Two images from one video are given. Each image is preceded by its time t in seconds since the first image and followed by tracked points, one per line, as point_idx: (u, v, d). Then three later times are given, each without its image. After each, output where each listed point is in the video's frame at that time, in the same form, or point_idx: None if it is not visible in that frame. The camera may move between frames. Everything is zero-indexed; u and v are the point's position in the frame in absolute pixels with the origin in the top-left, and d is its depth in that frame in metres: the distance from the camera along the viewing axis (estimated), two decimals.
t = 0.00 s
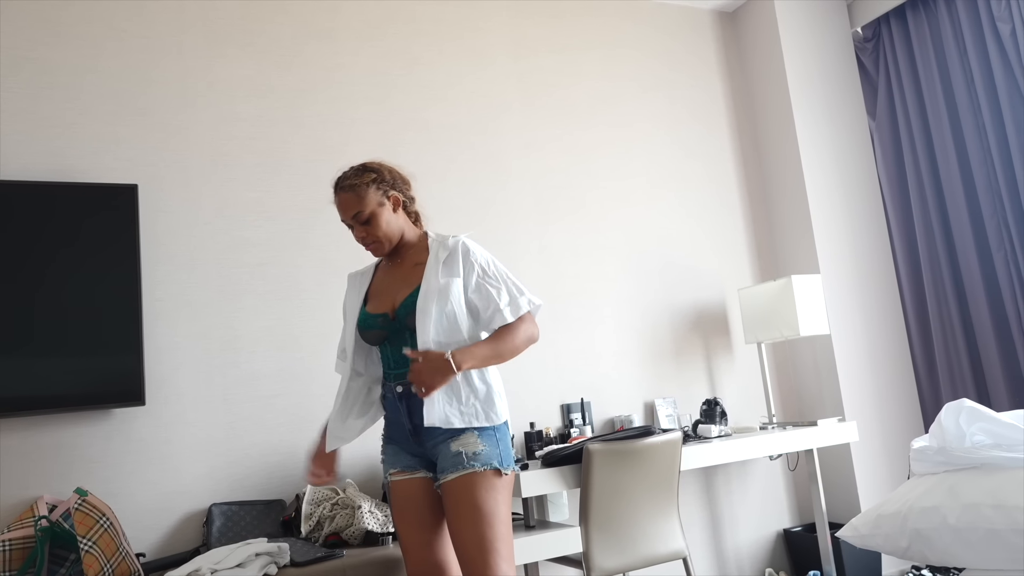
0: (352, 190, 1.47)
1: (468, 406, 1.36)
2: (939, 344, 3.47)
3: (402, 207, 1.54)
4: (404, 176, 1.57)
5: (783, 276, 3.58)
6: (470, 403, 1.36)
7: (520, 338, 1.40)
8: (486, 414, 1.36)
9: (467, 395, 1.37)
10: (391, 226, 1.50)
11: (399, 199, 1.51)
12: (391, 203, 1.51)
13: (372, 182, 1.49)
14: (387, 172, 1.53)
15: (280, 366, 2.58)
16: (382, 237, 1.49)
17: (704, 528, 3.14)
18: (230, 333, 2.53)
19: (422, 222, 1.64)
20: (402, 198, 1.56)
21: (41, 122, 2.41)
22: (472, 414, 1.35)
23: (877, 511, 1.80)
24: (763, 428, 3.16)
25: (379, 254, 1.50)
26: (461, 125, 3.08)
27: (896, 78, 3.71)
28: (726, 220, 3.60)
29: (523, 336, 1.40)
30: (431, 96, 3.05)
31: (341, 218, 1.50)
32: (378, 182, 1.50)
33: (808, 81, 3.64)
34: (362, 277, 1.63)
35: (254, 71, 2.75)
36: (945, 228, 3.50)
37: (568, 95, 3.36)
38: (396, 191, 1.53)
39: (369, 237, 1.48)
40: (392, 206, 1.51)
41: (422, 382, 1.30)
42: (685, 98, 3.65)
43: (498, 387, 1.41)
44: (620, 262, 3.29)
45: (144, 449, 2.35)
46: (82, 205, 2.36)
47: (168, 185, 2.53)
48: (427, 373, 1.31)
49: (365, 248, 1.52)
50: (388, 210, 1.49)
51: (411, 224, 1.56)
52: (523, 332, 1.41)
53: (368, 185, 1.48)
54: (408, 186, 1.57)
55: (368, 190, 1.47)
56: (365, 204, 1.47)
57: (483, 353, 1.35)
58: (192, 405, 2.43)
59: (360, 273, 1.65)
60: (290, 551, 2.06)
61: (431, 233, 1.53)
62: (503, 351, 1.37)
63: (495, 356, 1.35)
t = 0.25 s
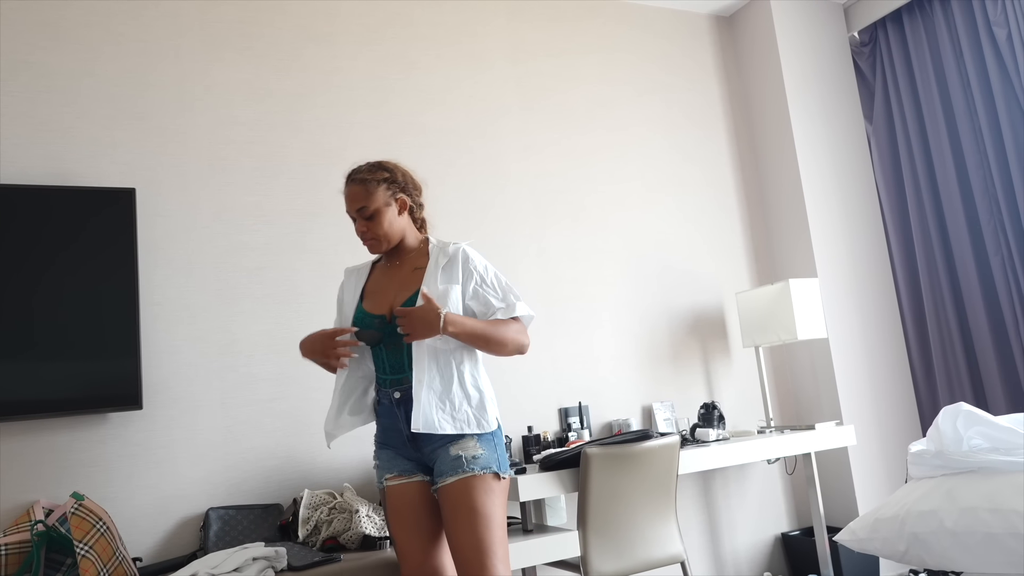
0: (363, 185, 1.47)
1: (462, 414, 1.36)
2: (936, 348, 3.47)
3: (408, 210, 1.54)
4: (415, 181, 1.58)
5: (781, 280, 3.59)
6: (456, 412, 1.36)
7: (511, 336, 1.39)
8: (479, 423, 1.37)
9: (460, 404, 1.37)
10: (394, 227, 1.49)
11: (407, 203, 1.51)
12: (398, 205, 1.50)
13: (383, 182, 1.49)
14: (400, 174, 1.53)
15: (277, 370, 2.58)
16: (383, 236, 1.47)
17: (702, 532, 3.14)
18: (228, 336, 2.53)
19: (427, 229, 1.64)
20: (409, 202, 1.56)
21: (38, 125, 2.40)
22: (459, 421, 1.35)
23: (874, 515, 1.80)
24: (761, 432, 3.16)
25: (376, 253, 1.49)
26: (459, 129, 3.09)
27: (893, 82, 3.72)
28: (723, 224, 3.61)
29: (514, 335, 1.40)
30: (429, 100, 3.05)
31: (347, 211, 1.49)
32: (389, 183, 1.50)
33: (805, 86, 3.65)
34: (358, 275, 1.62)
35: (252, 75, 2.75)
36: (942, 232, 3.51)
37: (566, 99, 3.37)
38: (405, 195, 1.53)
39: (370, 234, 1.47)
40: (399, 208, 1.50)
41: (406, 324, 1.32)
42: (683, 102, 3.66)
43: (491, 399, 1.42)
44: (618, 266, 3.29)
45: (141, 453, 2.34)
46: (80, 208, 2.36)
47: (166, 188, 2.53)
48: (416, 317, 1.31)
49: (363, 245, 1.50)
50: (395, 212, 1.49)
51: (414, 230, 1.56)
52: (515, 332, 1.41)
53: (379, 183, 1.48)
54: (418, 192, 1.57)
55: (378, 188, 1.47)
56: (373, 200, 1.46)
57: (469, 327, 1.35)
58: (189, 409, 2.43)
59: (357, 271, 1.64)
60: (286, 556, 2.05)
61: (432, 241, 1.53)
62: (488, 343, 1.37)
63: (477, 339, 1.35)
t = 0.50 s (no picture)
0: (381, 170, 1.50)
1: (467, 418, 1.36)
2: (934, 355, 3.48)
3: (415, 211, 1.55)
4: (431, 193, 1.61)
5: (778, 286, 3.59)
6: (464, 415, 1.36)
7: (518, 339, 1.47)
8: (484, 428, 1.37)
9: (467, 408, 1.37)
10: (396, 218, 1.49)
11: (416, 201, 1.53)
12: (407, 200, 1.52)
13: (400, 175, 1.52)
14: (417, 175, 1.56)
15: (275, 372, 2.57)
16: (382, 222, 1.47)
17: (699, 537, 3.13)
18: (226, 338, 2.53)
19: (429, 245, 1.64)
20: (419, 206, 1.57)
21: (38, 126, 2.41)
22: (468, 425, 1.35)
23: (871, 521, 1.80)
24: (758, 438, 3.16)
25: (370, 238, 1.48)
26: (458, 133, 3.09)
27: (891, 89, 3.73)
28: (722, 230, 3.61)
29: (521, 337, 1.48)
30: (429, 103, 3.06)
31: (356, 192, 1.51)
32: (405, 178, 1.53)
33: (804, 94, 3.66)
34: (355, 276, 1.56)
35: (252, 77, 2.75)
36: (940, 239, 3.52)
37: (565, 104, 3.37)
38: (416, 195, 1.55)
39: (370, 216, 1.48)
40: (406, 204, 1.52)
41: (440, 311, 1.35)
42: (681, 108, 3.67)
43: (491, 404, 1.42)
44: (616, 271, 3.30)
45: (138, 455, 2.34)
46: (79, 209, 2.36)
47: (165, 190, 2.53)
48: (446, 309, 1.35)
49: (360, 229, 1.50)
50: (402, 205, 1.51)
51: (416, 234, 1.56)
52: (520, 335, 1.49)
53: (396, 173, 1.51)
54: (431, 201, 1.59)
55: (394, 177, 1.50)
56: (385, 185, 1.49)
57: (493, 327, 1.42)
58: (186, 411, 2.43)
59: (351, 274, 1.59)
60: (283, 559, 2.05)
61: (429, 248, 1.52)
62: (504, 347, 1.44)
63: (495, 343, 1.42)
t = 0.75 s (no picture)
0: (403, 169, 1.44)
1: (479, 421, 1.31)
2: (931, 360, 3.48)
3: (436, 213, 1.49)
4: (451, 195, 1.54)
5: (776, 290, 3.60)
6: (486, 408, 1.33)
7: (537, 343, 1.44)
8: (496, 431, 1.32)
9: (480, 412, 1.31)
10: (418, 219, 1.43)
11: (438, 202, 1.46)
12: (429, 201, 1.46)
13: (423, 175, 1.46)
14: (440, 176, 1.49)
15: (272, 376, 2.57)
16: (404, 222, 1.41)
17: (696, 542, 3.13)
18: (223, 342, 2.52)
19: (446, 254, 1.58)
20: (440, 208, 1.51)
21: (36, 129, 2.41)
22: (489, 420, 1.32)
23: (868, 526, 1.80)
24: (755, 442, 3.16)
25: (392, 237, 1.41)
26: (457, 137, 3.10)
27: (889, 95, 3.74)
28: (720, 234, 3.62)
29: (540, 342, 1.45)
30: (427, 107, 3.06)
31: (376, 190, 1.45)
32: (427, 180, 1.47)
33: (802, 99, 3.67)
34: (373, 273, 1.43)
35: (251, 81, 2.76)
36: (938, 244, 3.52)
37: (564, 108, 3.38)
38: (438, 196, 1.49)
39: (393, 215, 1.41)
40: (428, 204, 1.45)
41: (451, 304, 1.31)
42: (680, 112, 3.68)
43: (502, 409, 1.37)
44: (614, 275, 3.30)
45: (135, 459, 2.34)
46: (77, 213, 2.36)
47: (163, 194, 2.53)
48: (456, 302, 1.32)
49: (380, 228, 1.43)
50: (424, 205, 1.44)
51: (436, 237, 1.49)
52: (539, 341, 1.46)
53: (419, 174, 1.45)
54: (451, 204, 1.52)
55: (417, 177, 1.44)
56: (407, 185, 1.43)
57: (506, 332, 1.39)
58: (184, 415, 2.42)
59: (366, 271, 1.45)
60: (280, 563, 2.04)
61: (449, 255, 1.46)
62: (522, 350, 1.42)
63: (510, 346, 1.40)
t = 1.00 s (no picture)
0: (437, 167, 1.42)
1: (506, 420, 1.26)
2: (928, 364, 3.48)
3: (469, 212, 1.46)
4: (485, 195, 1.51)
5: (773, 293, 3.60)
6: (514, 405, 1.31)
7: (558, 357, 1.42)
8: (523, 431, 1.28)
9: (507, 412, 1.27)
10: (451, 217, 1.40)
11: (472, 201, 1.44)
12: (462, 199, 1.43)
13: (456, 174, 1.44)
14: (473, 175, 1.46)
15: (268, 378, 2.56)
16: (437, 219, 1.39)
17: (692, 545, 3.13)
18: (219, 343, 2.51)
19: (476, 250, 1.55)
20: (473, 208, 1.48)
21: (32, 130, 2.40)
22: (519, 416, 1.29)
23: (864, 529, 1.79)
24: (752, 445, 3.16)
25: (425, 235, 1.39)
26: (454, 139, 3.09)
27: (886, 99, 3.74)
28: (717, 237, 3.62)
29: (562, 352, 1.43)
30: (424, 109, 3.06)
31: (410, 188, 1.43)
32: (461, 178, 1.45)
33: (799, 103, 3.68)
34: (413, 269, 1.37)
35: (248, 82, 2.75)
36: (934, 248, 3.53)
37: (561, 111, 3.38)
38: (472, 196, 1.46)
39: (426, 212, 1.39)
40: (462, 202, 1.43)
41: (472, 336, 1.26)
42: (677, 115, 3.68)
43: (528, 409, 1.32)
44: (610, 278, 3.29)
45: (129, 460, 2.32)
46: (72, 213, 2.35)
47: (159, 195, 2.52)
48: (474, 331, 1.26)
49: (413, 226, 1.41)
50: (458, 203, 1.42)
51: (467, 238, 1.47)
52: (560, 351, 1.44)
53: (452, 173, 1.43)
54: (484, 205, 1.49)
55: (450, 175, 1.42)
56: (440, 182, 1.40)
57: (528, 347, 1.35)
58: (178, 416, 2.41)
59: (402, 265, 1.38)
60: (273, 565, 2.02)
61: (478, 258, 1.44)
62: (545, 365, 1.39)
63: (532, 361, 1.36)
